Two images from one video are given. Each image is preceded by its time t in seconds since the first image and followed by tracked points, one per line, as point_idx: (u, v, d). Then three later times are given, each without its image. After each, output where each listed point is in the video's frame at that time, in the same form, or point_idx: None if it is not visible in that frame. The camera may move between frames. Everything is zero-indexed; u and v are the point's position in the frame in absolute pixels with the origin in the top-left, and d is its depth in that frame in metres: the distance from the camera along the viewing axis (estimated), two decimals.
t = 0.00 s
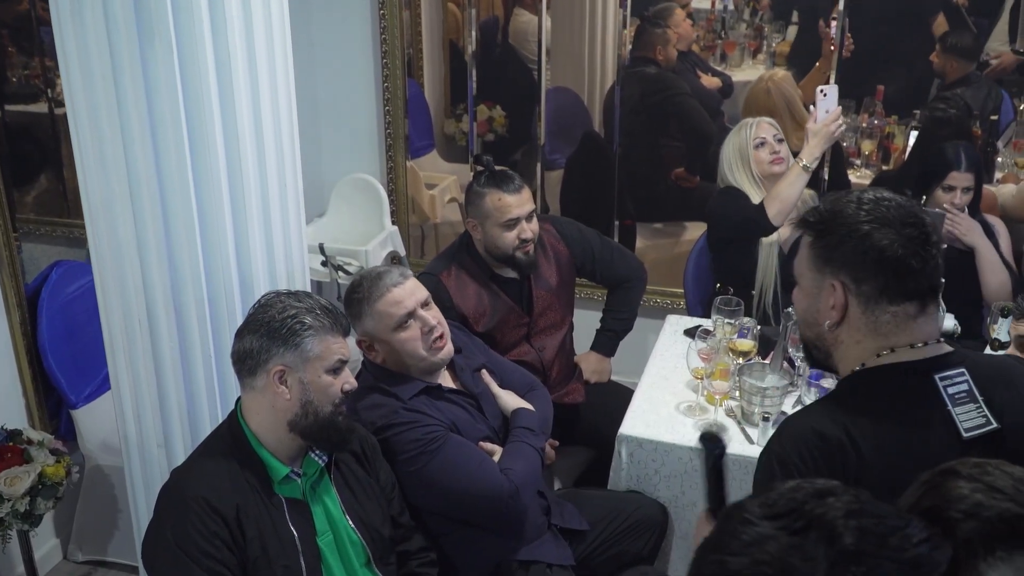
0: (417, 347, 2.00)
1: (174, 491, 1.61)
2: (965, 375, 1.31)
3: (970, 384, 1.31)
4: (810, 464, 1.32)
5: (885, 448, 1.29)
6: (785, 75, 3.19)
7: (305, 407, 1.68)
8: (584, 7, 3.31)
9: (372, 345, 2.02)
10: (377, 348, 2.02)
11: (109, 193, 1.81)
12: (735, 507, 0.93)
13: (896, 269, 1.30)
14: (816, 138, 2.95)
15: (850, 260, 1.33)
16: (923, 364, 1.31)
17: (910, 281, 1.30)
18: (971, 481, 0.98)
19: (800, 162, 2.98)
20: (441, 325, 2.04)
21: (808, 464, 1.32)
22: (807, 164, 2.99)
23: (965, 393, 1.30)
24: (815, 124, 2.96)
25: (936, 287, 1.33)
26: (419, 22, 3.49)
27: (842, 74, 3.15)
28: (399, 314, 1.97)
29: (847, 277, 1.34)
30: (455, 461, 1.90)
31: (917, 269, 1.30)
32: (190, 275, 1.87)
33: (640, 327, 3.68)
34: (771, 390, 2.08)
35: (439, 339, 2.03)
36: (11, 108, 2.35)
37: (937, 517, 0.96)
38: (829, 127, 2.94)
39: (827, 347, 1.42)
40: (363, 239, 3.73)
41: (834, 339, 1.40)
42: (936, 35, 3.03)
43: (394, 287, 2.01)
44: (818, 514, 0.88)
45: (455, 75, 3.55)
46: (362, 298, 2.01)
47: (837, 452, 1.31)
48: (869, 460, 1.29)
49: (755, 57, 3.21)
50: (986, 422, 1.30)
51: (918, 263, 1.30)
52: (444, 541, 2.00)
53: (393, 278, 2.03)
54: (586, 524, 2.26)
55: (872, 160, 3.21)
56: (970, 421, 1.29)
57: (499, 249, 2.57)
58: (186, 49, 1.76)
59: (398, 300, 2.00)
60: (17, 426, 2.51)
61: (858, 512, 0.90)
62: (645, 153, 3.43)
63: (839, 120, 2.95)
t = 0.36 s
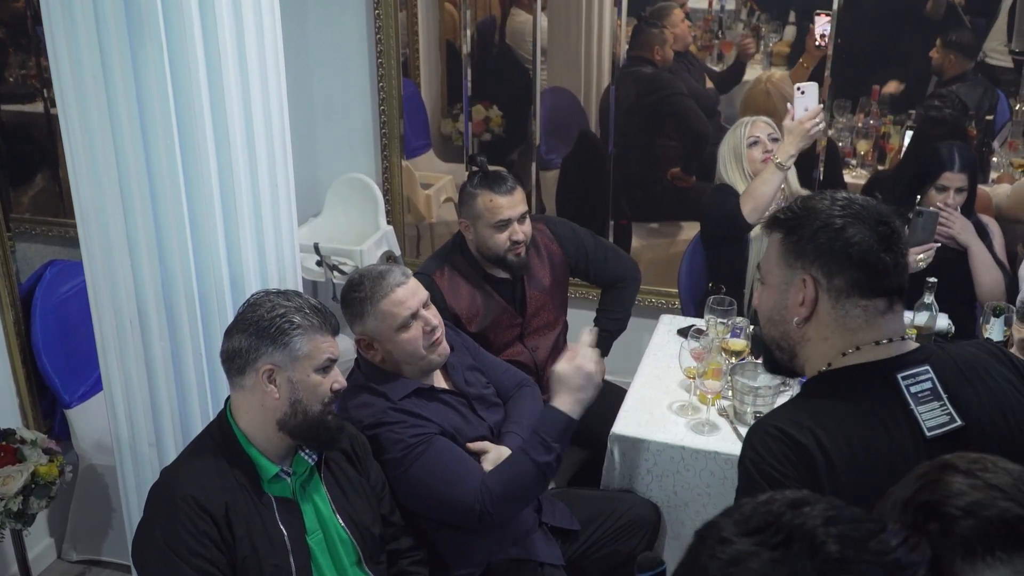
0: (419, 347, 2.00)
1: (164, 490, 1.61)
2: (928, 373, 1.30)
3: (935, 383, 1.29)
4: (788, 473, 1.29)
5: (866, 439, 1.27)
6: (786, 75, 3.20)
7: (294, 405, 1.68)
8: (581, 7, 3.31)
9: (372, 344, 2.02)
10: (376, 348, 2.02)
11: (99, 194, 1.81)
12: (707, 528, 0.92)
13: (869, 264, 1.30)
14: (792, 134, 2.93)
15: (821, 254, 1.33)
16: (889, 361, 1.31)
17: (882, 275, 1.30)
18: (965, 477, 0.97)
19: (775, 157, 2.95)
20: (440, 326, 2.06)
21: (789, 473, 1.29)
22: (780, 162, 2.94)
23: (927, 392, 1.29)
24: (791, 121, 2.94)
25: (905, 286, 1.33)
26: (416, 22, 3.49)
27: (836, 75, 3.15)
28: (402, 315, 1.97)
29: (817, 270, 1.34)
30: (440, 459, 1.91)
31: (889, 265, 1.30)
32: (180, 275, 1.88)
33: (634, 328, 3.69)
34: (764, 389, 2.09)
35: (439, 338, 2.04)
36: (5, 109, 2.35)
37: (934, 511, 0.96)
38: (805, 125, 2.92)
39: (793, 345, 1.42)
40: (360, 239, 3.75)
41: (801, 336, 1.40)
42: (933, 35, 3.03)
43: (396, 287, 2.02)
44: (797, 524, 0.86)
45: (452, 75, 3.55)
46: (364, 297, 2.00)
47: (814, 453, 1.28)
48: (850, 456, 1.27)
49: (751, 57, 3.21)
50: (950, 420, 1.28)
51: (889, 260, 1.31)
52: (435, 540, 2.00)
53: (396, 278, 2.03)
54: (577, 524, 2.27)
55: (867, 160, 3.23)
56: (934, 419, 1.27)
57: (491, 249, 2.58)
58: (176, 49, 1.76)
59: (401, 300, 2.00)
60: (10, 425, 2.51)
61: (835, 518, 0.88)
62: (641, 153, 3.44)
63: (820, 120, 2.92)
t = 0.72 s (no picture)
0: (413, 351, 2.02)
1: (158, 490, 1.63)
2: (906, 373, 1.32)
3: (912, 383, 1.31)
4: (760, 471, 1.32)
5: (843, 437, 1.29)
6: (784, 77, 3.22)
7: (286, 405, 1.70)
8: (579, 8, 3.33)
9: (366, 347, 2.03)
10: (369, 350, 2.03)
11: (93, 192, 1.82)
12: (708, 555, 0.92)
13: (844, 262, 1.32)
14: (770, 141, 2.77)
15: (798, 254, 1.35)
16: (867, 360, 1.33)
17: (858, 272, 1.32)
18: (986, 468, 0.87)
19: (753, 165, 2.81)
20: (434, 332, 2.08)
21: (762, 472, 1.32)
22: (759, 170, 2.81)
23: (904, 391, 1.30)
24: (769, 127, 2.78)
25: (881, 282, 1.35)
26: (414, 23, 3.51)
27: (832, 76, 3.17)
28: (398, 320, 1.98)
29: (795, 270, 1.36)
30: (432, 444, 1.90)
31: (863, 260, 1.32)
32: (174, 275, 1.89)
33: (629, 328, 3.70)
34: (755, 388, 2.11)
35: (433, 344, 2.06)
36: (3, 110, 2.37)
37: (962, 509, 0.84)
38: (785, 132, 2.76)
39: (775, 347, 1.43)
40: (355, 240, 3.76)
41: (783, 337, 1.41)
42: (927, 37, 3.05)
43: (393, 292, 2.02)
44: (801, 552, 0.85)
45: (450, 76, 3.56)
46: (359, 301, 2.00)
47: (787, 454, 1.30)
48: (825, 456, 1.29)
49: (749, 56, 3.23)
50: (926, 419, 1.29)
51: (865, 256, 1.33)
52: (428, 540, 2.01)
53: (392, 283, 2.03)
54: (571, 524, 2.26)
55: (863, 161, 3.22)
56: (909, 419, 1.28)
57: (480, 250, 2.60)
58: (169, 50, 1.78)
59: (396, 306, 2.01)
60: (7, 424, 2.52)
61: (839, 544, 0.87)
62: (637, 154, 3.45)
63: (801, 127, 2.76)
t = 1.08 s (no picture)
0: (411, 351, 2.03)
1: (153, 487, 1.63)
2: (898, 368, 1.32)
3: (904, 378, 1.32)
4: (752, 464, 1.33)
5: (836, 437, 1.29)
6: (786, 76, 3.21)
7: (282, 403, 1.70)
8: (578, 8, 3.34)
9: (364, 342, 2.04)
10: (367, 345, 2.04)
11: (89, 190, 1.82)
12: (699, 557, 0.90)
13: (834, 255, 1.33)
14: (751, 157, 2.83)
15: (790, 249, 1.36)
16: (859, 356, 1.34)
17: (848, 265, 1.33)
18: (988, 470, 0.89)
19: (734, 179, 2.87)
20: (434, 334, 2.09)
21: (755, 465, 1.32)
22: (739, 183, 2.86)
23: (897, 387, 1.31)
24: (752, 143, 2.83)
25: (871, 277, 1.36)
26: (412, 23, 3.51)
27: (829, 76, 3.17)
28: (400, 318, 1.99)
29: (787, 265, 1.37)
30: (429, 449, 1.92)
31: (854, 255, 1.33)
32: (171, 274, 1.90)
33: (626, 327, 3.71)
34: (750, 388, 2.11)
35: (431, 346, 2.07)
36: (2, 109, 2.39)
37: (966, 513, 0.86)
38: (766, 148, 2.80)
39: (770, 343, 1.44)
40: (353, 240, 3.77)
41: (777, 332, 1.42)
42: (925, 37, 3.06)
43: (398, 290, 2.04)
44: (791, 558, 0.83)
45: (449, 76, 3.57)
46: (365, 295, 2.02)
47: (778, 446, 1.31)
48: (816, 454, 1.29)
49: (748, 59, 3.23)
50: (918, 414, 1.30)
51: (855, 250, 1.33)
52: (423, 539, 2.02)
53: (398, 282, 2.05)
54: (565, 523, 2.29)
55: (860, 161, 3.23)
56: (901, 414, 1.29)
57: (469, 249, 2.61)
58: (166, 50, 1.79)
59: (401, 303, 2.02)
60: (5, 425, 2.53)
61: (829, 551, 0.84)
62: (636, 153, 3.46)
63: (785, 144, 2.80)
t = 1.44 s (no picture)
0: (398, 353, 2.03)
1: (141, 485, 1.63)
2: (887, 364, 1.32)
3: (895, 374, 1.31)
4: (737, 456, 1.32)
5: (825, 434, 1.29)
6: (790, 72, 3.19)
7: (272, 402, 1.70)
8: (574, 6, 3.33)
9: (353, 342, 2.04)
10: (356, 345, 2.04)
11: (80, 193, 1.82)
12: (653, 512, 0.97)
13: (812, 253, 1.33)
14: (733, 171, 2.86)
15: (767, 249, 1.36)
16: (846, 352, 1.33)
17: (826, 262, 1.33)
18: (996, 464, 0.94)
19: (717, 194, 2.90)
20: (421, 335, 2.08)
21: (740, 457, 1.32)
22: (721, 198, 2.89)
23: (888, 382, 1.30)
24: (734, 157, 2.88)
25: (853, 272, 1.36)
26: (407, 20, 3.50)
27: (825, 75, 3.17)
28: (387, 319, 1.99)
29: (765, 266, 1.37)
30: (420, 433, 1.92)
31: (832, 251, 1.33)
32: (161, 273, 1.90)
33: (621, 325, 3.71)
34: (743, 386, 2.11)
35: (418, 347, 2.06)
36: None
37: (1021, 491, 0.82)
38: (747, 162, 2.84)
39: (757, 346, 1.44)
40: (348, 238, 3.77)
41: (762, 335, 1.42)
42: (921, 35, 3.06)
43: (386, 292, 2.03)
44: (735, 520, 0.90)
45: (445, 74, 3.56)
46: (352, 296, 2.01)
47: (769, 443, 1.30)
48: (803, 451, 1.29)
49: (744, 57, 3.22)
50: (909, 410, 1.29)
51: (833, 246, 1.34)
52: (415, 536, 2.02)
53: (386, 283, 2.04)
54: (557, 521, 2.28)
55: (855, 159, 3.22)
56: (893, 411, 1.29)
57: (479, 247, 2.59)
58: (155, 47, 1.79)
59: (388, 305, 2.01)
60: None
61: (773, 518, 0.92)
62: (632, 151, 3.45)
63: (766, 159, 2.84)
